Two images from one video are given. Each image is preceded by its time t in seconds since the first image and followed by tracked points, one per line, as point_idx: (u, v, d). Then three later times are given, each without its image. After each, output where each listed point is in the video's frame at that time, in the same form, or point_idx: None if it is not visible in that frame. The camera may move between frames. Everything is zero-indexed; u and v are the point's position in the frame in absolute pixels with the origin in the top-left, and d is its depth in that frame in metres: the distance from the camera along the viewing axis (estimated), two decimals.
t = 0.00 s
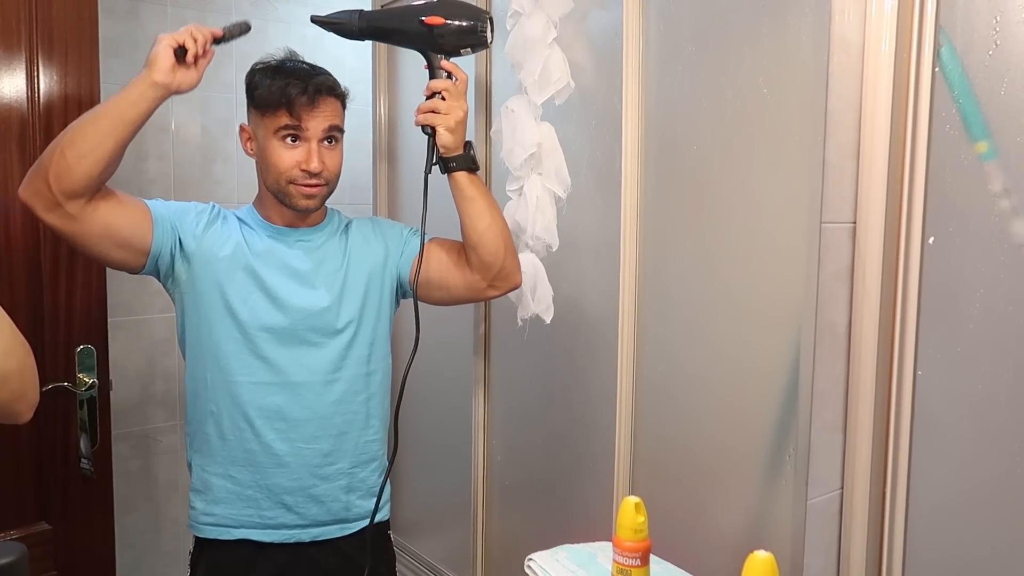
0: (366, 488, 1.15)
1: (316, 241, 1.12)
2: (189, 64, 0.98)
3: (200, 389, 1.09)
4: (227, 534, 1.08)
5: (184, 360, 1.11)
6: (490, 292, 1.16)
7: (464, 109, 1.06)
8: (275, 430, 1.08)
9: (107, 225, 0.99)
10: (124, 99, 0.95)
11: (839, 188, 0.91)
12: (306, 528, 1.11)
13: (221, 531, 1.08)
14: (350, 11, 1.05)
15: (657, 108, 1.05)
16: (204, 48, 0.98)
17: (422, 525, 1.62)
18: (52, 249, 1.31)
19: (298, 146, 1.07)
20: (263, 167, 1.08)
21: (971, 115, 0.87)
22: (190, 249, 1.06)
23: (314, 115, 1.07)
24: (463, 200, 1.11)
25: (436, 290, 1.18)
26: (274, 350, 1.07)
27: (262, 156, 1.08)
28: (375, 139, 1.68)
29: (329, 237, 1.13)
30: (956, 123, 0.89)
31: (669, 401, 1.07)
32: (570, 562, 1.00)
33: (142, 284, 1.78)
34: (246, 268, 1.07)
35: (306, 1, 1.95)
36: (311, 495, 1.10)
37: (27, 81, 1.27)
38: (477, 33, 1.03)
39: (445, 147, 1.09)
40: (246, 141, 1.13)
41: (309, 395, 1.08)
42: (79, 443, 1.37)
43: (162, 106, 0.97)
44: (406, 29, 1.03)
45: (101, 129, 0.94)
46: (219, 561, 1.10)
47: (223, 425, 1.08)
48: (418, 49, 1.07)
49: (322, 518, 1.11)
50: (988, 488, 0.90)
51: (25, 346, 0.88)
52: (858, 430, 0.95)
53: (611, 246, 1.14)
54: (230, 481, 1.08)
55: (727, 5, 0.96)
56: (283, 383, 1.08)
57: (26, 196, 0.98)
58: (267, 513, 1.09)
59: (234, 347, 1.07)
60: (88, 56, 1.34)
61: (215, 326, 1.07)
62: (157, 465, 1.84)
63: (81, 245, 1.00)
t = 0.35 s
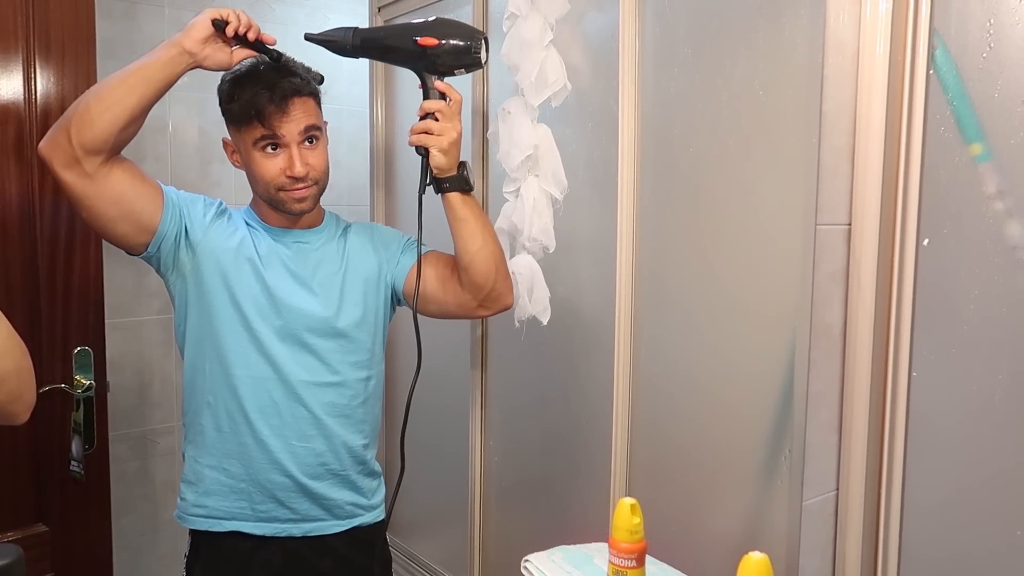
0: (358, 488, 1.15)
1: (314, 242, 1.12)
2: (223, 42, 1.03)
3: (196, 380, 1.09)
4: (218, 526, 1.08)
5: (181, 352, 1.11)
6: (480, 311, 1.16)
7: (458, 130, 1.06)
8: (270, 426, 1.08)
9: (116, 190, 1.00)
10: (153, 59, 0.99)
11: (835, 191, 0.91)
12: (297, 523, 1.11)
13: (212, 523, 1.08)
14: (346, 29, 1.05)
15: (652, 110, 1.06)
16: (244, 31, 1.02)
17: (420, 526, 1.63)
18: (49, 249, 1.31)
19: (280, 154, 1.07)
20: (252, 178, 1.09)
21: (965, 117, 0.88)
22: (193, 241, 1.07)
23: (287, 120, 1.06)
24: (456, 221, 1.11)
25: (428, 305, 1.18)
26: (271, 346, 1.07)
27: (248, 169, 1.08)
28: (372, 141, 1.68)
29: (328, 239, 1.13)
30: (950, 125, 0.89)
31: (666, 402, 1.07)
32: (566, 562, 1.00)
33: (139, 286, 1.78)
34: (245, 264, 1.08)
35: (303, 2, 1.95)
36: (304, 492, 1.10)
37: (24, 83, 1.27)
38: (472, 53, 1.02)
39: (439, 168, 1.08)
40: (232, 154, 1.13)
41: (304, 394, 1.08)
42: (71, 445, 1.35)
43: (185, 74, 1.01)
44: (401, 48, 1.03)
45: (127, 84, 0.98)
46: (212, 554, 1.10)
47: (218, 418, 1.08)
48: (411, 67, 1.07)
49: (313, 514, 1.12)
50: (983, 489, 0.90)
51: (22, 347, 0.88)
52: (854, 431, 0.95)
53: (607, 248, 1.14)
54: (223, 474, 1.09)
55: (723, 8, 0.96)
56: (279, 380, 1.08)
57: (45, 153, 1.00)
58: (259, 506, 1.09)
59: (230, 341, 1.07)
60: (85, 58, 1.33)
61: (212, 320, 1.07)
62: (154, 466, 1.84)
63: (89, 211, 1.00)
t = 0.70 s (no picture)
0: (354, 490, 1.15)
1: (310, 244, 1.12)
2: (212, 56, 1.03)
3: (191, 384, 1.09)
4: (214, 530, 1.08)
5: (177, 355, 1.10)
6: (474, 319, 1.16)
7: (446, 139, 1.05)
8: (266, 428, 1.08)
9: (107, 201, 1.00)
10: (141, 74, 0.99)
11: (833, 192, 0.91)
12: (294, 526, 1.11)
13: (208, 526, 1.08)
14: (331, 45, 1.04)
15: (650, 112, 1.06)
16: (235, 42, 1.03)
17: (418, 528, 1.63)
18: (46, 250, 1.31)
19: (279, 156, 1.07)
20: (250, 180, 1.08)
21: (961, 119, 0.88)
22: (189, 243, 1.07)
23: (287, 122, 1.06)
24: (448, 231, 1.10)
25: (421, 311, 1.18)
26: (267, 348, 1.07)
27: (247, 170, 1.08)
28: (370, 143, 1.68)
29: (323, 241, 1.13)
30: (946, 127, 0.89)
31: (664, 403, 1.07)
32: (564, 564, 1.00)
33: (137, 287, 1.78)
34: (241, 266, 1.07)
35: (301, 4, 1.95)
36: (300, 494, 1.10)
37: (22, 84, 1.27)
38: (458, 62, 1.01)
39: (428, 178, 1.07)
40: (230, 155, 1.13)
41: (300, 396, 1.08)
42: (74, 446, 1.36)
43: (175, 89, 1.01)
44: (386, 61, 1.02)
45: (116, 100, 0.98)
46: (209, 558, 1.10)
47: (213, 421, 1.07)
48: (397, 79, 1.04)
49: (309, 517, 1.12)
50: (980, 490, 0.90)
51: (20, 349, 0.88)
52: (851, 433, 0.95)
53: (605, 250, 1.14)
54: (218, 477, 1.08)
55: (720, 10, 0.96)
56: (274, 382, 1.08)
57: (33, 165, 1.00)
58: (255, 510, 1.09)
59: (226, 344, 1.07)
60: (83, 59, 1.33)
61: (208, 322, 1.07)
62: (152, 468, 1.84)
63: (81, 222, 1.01)
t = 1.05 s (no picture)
0: (352, 490, 1.15)
1: (306, 244, 1.12)
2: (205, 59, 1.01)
3: (189, 384, 1.09)
4: (213, 531, 1.08)
5: (175, 356, 1.10)
6: (470, 319, 1.16)
7: (433, 139, 1.04)
8: (265, 429, 1.08)
9: (104, 204, 1.00)
10: (132, 76, 0.97)
11: (830, 193, 0.91)
12: (293, 526, 1.11)
13: (206, 527, 1.08)
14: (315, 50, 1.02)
15: (649, 113, 1.06)
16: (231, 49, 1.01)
17: (416, 529, 1.62)
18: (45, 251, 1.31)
19: (277, 157, 1.07)
20: (248, 181, 1.08)
21: (959, 120, 0.88)
22: (186, 244, 1.06)
23: (287, 124, 1.06)
24: (438, 233, 1.09)
25: (415, 309, 1.17)
26: (265, 349, 1.07)
27: (245, 171, 1.08)
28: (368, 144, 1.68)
29: (320, 241, 1.13)
30: (944, 127, 0.89)
31: (662, 405, 1.07)
32: (562, 565, 1.00)
33: (135, 288, 1.78)
34: (238, 266, 1.07)
35: (300, 5, 1.96)
36: (299, 494, 1.10)
37: (20, 85, 1.27)
38: (441, 63, 0.99)
39: (416, 179, 1.06)
40: (227, 155, 1.13)
41: (300, 396, 1.08)
42: (71, 448, 1.36)
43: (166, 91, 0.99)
44: (369, 66, 1.00)
45: (107, 103, 0.97)
46: (208, 559, 1.10)
47: (211, 422, 1.07)
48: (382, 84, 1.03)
49: (308, 516, 1.12)
50: (978, 491, 0.90)
51: (17, 350, 0.88)
52: (849, 433, 0.95)
53: (604, 251, 1.14)
54: (217, 478, 1.08)
55: (718, 11, 0.96)
56: (273, 382, 1.08)
57: (28, 169, 0.99)
58: (254, 510, 1.09)
59: (224, 344, 1.07)
60: (81, 61, 1.33)
61: (206, 322, 1.07)
62: (150, 470, 1.84)
63: (77, 224, 1.00)
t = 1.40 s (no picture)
0: (350, 490, 1.15)
1: (303, 245, 1.12)
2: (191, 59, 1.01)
3: (187, 386, 1.09)
4: (211, 532, 1.08)
5: (172, 358, 1.10)
6: (468, 310, 1.15)
7: (422, 130, 1.03)
8: (262, 429, 1.08)
9: (95, 210, 1.00)
10: (118, 83, 0.97)
11: (826, 194, 0.92)
12: (291, 527, 1.11)
13: (204, 529, 1.08)
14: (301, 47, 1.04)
15: (646, 114, 1.06)
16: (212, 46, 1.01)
17: (414, 530, 1.62)
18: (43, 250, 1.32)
19: (278, 160, 1.07)
20: (248, 183, 1.08)
21: (955, 121, 0.88)
22: (182, 245, 1.06)
23: (289, 127, 1.06)
24: (431, 222, 1.08)
25: (411, 303, 1.16)
26: (263, 350, 1.07)
27: (246, 174, 1.08)
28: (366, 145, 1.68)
29: (317, 241, 1.13)
30: (940, 129, 0.89)
31: (660, 406, 1.07)
32: (559, 566, 1.00)
33: (133, 289, 1.78)
34: (235, 267, 1.07)
35: (298, 5, 1.96)
36: (297, 494, 1.10)
37: (18, 86, 1.27)
38: (427, 53, 1.00)
39: (406, 171, 1.05)
40: (227, 157, 1.12)
41: (298, 396, 1.08)
42: (67, 449, 1.36)
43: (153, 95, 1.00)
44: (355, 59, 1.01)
45: (95, 110, 0.97)
46: (205, 559, 1.10)
47: (209, 424, 1.07)
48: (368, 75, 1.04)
49: (306, 517, 1.12)
50: (974, 492, 0.90)
51: (14, 351, 0.88)
52: (846, 433, 0.96)
53: (601, 252, 1.14)
54: (215, 479, 1.08)
55: (715, 12, 0.96)
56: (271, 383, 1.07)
57: (20, 179, 1.00)
58: (252, 511, 1.09)
59: (222, 345, 1.07)
60: (79, 62, 1.33)
61: (204, 324, 1.06)
62: (148, 471, 1.83)
63: (72, 233, 1.00)
